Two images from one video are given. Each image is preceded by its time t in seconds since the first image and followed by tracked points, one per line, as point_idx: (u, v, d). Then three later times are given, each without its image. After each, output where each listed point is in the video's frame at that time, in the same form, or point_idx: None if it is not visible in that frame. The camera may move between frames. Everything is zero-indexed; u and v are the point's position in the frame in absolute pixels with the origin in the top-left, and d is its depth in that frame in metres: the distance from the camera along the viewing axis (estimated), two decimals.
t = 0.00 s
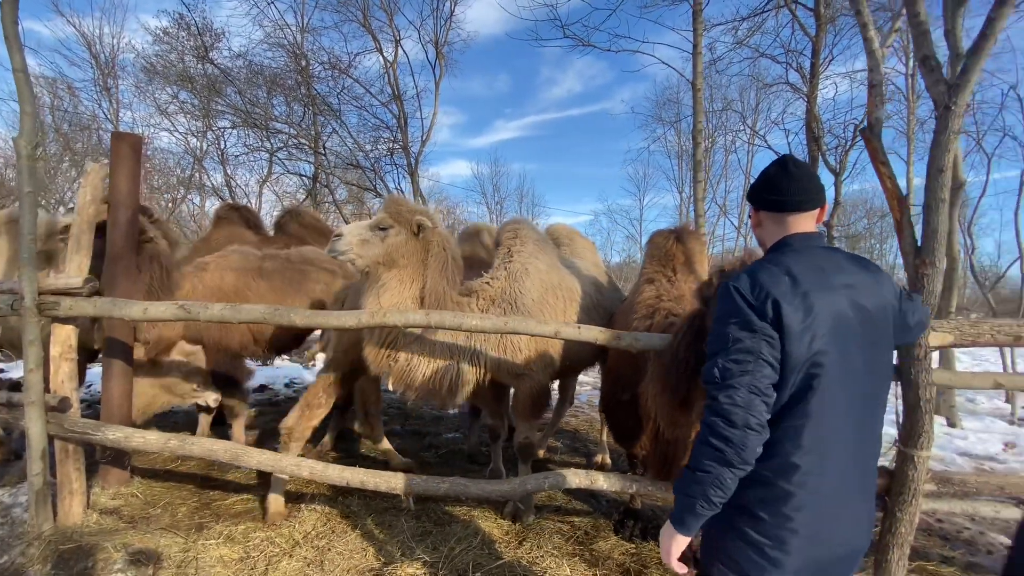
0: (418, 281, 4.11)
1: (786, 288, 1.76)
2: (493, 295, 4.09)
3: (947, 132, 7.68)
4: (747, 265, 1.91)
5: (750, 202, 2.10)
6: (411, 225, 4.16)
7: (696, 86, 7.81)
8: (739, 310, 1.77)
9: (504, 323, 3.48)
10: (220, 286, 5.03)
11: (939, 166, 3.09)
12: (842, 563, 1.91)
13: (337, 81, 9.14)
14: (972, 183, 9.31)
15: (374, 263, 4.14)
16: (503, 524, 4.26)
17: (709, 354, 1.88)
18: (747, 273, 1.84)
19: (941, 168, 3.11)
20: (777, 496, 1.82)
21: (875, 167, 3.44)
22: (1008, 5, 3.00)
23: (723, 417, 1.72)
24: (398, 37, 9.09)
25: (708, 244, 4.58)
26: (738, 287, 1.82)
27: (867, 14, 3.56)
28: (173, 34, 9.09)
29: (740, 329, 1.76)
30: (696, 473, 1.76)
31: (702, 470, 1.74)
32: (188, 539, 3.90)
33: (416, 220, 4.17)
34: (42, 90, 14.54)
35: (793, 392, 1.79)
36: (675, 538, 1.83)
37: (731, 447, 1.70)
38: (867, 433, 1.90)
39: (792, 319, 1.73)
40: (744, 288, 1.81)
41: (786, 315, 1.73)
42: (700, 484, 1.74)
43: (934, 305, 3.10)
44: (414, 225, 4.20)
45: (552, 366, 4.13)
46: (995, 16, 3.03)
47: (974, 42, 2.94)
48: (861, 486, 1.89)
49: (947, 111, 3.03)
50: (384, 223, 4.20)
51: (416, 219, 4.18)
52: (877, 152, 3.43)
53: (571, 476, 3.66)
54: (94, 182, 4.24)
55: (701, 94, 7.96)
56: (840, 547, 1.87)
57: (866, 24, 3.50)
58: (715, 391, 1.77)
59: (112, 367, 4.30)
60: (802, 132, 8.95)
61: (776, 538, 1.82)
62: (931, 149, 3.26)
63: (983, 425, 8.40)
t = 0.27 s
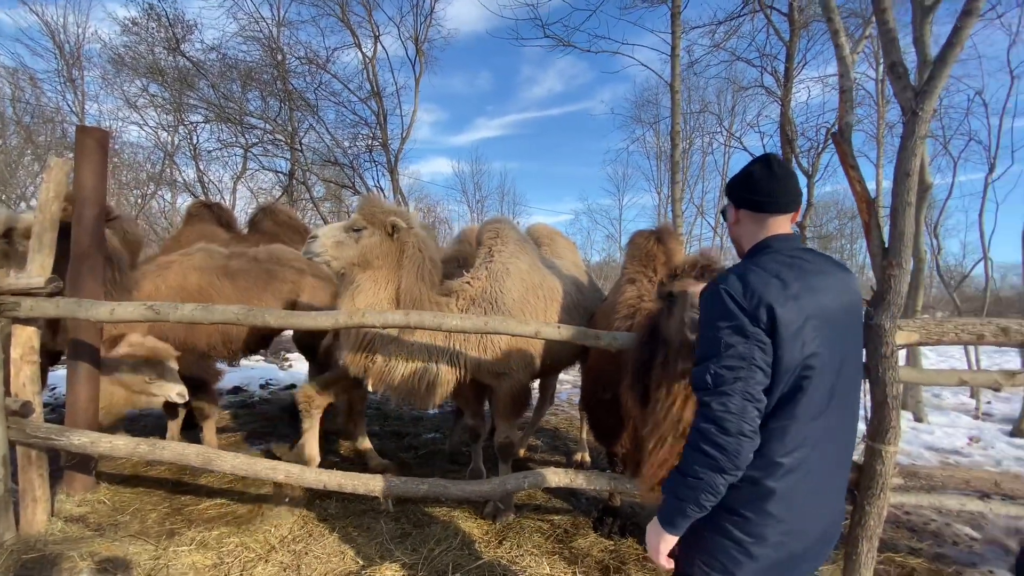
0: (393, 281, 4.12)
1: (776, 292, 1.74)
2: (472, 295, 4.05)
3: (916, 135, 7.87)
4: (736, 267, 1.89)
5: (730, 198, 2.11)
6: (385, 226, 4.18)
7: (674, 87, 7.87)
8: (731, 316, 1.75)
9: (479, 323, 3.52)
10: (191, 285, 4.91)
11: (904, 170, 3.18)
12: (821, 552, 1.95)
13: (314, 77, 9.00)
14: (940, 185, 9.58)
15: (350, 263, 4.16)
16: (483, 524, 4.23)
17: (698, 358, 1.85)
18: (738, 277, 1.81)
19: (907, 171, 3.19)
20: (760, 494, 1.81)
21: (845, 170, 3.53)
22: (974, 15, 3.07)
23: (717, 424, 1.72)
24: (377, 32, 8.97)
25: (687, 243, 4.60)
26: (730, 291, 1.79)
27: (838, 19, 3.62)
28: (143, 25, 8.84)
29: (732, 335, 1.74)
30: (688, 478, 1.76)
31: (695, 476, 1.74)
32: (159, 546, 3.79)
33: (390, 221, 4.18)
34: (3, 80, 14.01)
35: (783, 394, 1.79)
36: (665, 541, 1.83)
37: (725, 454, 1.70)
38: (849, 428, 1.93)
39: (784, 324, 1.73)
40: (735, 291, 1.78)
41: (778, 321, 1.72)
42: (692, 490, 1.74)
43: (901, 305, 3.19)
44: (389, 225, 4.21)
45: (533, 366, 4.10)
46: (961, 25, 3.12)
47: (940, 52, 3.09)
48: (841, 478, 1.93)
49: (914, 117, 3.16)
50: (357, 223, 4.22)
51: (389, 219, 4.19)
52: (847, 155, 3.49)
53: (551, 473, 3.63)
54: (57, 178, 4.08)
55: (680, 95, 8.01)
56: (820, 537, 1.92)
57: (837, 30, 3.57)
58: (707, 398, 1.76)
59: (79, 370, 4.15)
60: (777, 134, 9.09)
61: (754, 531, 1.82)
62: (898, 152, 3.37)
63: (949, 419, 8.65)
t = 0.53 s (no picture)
0: (369, 281, 4.04)
1: (782, 290, 1.76)
2: (454, 294, 4.00)
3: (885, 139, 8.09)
4: (734, 266, 1.88)
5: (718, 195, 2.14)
6: (359, 224, 4.08)
7: (653, 88, 7.92)
8: (745, 314, 1.72)
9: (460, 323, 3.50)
10: (156, 283, 4.61)
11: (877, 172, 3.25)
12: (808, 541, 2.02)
13: (289, 71, 8.82)
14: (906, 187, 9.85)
15: (326, 263, 4.07)
16: (465, 524, 4.18)
17: (706, 360, 1.80)
18: (743, 276, 1.80)
19: (880, 174, 3.26)
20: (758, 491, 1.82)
21: (819, 173, 3.57)
22: (945, 21, 3.15)
23: (738, 426, 1.67)
24: (354, 27, 8.82)
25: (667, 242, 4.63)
26: (738, 290, 1.77)
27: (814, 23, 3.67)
28: (109, 15, 8.53)
29: (747, 334, 1.71)
30: (707, 485, 1.69)
31: (717, 483, 1.67)
32: (128, 554, 3.65)
33: (364, 219, 4.09)
34: None
35: (788, 391, 1.81)
36: (682, 555, 1.74)
37: (748, 456, 1.66)
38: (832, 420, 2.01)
39: (791, 322, 1.75)
40: (744, 290, 1.77)
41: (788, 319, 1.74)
42: (715, 497, 1.68)
43: (874, 305, 3.27)
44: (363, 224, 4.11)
45: (516, 365, 4.07)
46: (932, 31, 3.19)
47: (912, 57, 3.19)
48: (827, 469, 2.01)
49: (887, 121, 3.25)
50: (331, 223, 4.13)
51: (363, 217, 4.10)
52: (821, 157, 3.54)
53: (534, 473, 3.63)
54: (18, 172, 3.90)
55: (658, 95, 8.06)
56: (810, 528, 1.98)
57: (813, 34, 3.62)
58: (726, 400, 1.70)
59: (41, 373, 3.97)
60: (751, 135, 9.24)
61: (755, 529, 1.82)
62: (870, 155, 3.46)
63: (915, 414, 8.91)
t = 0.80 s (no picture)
0: (342, 280, 3.93)
1: (780, 290, 1.88)
2: (435, 293, 3.94)
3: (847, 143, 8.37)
4: (731, 269, 1.97)
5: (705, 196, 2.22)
6: (332, 222, 3.96)
7: (626, 88, 7.99)
8: (756, 313, 1.80)
9: (441, 322, 3.45)
10: (118, 282, 4.27)
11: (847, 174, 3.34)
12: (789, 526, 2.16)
13: (255, 62, 8.55)
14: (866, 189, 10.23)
15: (297, 262, 3.95)
16: (444, 525, 4.12)
17: (717, 361, 1.83)
18: (746, 276, 1.89)
19: (850, 176, 3.36)
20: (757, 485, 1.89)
21: (792, 174, 3.65)
22: (914, 29, 3.25)
23: (756, 422, 1.72)
24: (324, 19, 8.60)
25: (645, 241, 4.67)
26: (744, 291, 1.86)
27: (789, 27, 3.74)
28: None
29: (758, 332, 1.78)
30: (729, 485, 1.71)
31: (740, 482, 1.70)
32: (90, 566, 3.47)
33: (336, 216, 3.97)
34: None
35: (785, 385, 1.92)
36: (706, 560, 1.74)
37: (767, 451, 1.72)
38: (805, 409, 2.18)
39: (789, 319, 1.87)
40: (749, 290, 1.86)
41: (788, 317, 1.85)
42: (737, 497, 1.70)
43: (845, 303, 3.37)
44: (336, 221, 3.99)
45: (497, 363, 4.04)
46: (902, 38, 3.29)
47: (880, 64, 3.27)
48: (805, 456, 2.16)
49: (855, 126, 3.33)
50: (303, 220, 4.00)
51: (336, 214, 3.98)
52: (795, 159, 3.62)
53: (517, 471, 3.59)
54: None
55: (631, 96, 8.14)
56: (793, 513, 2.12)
57: (788, 38, 3.70)
58: (745, 398, 1.74)
59: None
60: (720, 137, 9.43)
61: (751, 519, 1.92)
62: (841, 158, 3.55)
63: (874, 406, 9.26)
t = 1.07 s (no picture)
0: (320, 278, 3.83)
1: (770, 291, 1.91)
2: (416, 292, 3.89)
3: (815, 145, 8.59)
4: (722, 268, 1.98)
5: (684, 197, 2.28)
6: (309, 219, 3.86)
7: (603, 88, 8.03)
8: (751, 312, 1.80)
9: (424, 321, 3.40)
10: (81, 279, 4.04)
11: (822, 176, 3.43)
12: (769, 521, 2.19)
13: (222, 53, 8.29)
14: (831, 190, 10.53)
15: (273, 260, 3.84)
16: (425, 526, 4.07)
17: (712, 359, 1.83)
18: (739, 277, 1.90)
19: (825, 178, 3.44)
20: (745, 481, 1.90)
21: (769, 176, 3.72)
22: (886, 37, 3.34)
23: (752, 419, 1.72)
24: (296, 11, 8.39)
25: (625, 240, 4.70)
26: (738, 290, 1.86)
27: (767, 32, 3.81)
28: None
29: (753, 331, 1.79)
30: (724, 480, 1.70)
31: (736, 478, 1.69)
32: None
33: (313, 213, 3.87)
34: None
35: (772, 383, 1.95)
36: (699, 555, 1.71)
37: (762, 448, 1.72)
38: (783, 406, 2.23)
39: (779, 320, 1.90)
40: (743, 290, 1.87)
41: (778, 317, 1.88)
42: (731, 491, 1.69)
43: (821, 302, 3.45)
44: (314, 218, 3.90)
45: (479, 363, 4.01)
46: (875, 45, 3.39)
47: (854, 70, 3.35)
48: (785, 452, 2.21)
49: (830, 129, 3.41)
50: (280, 217, 3.89)
51: (314, 210, 3.88)
52: (772, 162, 3.69)
53: (501, 471, 3.58)
54: None
55: (608, 96, 8.19)
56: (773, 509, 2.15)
57: (766, 42, 3.77)
58: (741, 395, 1.74)
59: None
60: (693, 137, 9.57)
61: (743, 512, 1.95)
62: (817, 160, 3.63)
63: (839, 401, 9.56)
